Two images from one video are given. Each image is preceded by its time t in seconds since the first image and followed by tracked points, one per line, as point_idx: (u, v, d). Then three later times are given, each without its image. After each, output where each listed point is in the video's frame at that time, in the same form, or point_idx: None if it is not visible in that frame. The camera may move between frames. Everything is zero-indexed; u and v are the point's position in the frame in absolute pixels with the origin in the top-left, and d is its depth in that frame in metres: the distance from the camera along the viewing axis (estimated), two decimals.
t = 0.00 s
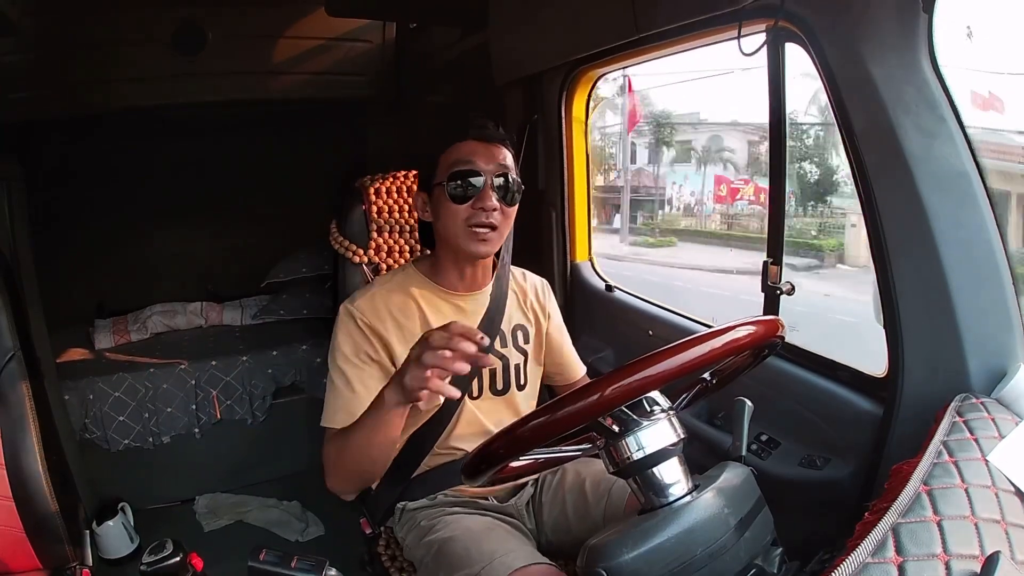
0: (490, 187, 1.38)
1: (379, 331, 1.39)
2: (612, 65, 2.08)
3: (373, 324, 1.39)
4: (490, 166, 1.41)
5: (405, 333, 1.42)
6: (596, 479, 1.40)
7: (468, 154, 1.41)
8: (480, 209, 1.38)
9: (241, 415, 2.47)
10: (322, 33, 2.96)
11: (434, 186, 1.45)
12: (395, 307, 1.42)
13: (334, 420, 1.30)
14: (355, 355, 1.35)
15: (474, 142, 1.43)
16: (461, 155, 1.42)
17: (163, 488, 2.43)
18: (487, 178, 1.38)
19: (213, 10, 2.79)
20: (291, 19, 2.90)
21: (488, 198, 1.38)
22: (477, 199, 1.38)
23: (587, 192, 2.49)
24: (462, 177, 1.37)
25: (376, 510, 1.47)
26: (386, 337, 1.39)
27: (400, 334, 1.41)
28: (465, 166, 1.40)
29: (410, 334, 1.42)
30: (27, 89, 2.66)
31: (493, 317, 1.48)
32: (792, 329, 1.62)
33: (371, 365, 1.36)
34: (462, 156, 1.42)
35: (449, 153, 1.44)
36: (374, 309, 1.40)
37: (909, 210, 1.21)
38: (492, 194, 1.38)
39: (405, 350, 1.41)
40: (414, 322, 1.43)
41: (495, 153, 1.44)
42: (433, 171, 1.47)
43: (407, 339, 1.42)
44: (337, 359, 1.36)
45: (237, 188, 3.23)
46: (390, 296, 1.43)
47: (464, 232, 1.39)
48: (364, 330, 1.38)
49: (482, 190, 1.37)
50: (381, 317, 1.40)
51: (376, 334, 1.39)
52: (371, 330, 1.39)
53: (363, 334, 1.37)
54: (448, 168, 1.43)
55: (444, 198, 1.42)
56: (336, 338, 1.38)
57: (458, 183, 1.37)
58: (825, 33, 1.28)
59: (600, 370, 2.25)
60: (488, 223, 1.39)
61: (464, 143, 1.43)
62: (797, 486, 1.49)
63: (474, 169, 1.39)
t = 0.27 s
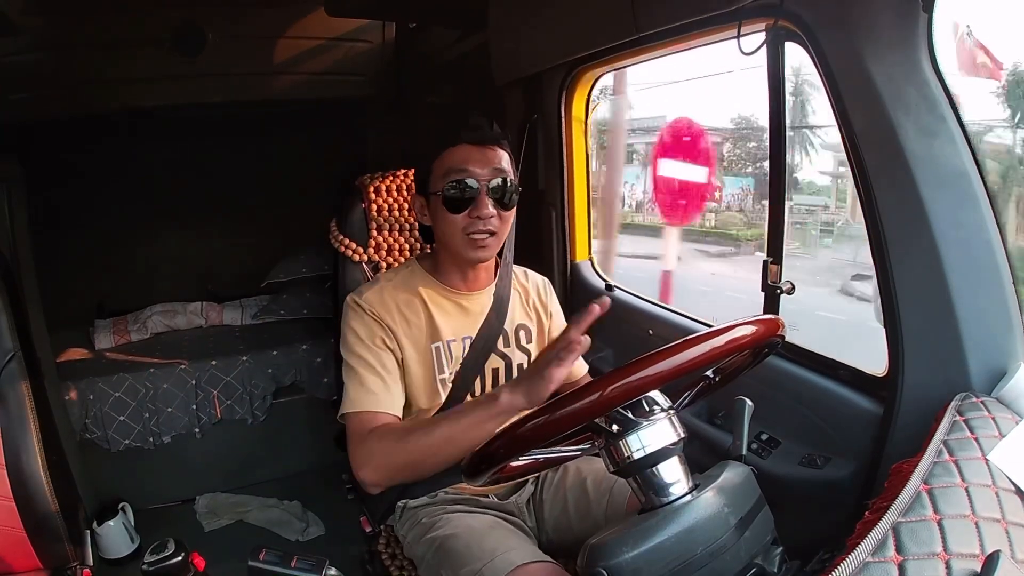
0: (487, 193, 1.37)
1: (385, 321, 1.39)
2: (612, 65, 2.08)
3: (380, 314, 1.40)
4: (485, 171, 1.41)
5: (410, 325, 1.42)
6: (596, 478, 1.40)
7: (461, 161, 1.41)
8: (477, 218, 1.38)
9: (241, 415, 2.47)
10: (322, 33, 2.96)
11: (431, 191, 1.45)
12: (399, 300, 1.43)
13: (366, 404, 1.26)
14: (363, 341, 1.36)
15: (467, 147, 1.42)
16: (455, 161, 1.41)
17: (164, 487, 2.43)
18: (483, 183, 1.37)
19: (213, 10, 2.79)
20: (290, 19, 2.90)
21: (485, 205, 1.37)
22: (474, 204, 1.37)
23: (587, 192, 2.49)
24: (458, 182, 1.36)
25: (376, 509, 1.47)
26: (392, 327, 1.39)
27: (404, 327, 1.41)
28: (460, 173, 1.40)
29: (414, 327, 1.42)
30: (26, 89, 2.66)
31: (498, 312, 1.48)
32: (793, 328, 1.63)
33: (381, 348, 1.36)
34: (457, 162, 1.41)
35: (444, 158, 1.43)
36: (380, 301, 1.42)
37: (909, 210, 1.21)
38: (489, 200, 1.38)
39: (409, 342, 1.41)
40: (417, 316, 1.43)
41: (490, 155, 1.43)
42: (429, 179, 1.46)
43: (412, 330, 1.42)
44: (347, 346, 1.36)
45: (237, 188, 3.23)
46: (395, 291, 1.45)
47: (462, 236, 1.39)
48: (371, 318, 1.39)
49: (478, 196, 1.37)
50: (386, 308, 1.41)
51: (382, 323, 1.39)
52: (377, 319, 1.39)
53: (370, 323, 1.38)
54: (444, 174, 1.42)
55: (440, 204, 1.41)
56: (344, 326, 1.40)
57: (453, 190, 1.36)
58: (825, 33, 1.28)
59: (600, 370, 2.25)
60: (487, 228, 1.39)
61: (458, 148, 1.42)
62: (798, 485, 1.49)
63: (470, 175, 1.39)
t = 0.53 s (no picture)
0: (488, 185, 1.37)
1: (385, 310, 1.40)
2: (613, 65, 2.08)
3: (380, 304, 1.40)
4: (488, 163, 1.40)
5: (409, 317, 1.42)
6: (595, 477, 1.41)
7: (464, 154, 1.40)
8: (479, 209, 1.38)
9: (240, 413, 2.47)
10: (322, 32, 2.97)
11: (433, 185, 1.45)
12: (400, 292, 1.44)
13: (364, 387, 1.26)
14: (363, 328, 1.36)
15: (470, 141, 1.41)
16: (457, 155, 1.41)
17: (163, 486, 2.43)
18: (485, 176, 1.37)
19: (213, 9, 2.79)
20: (291, 18, 2.90)
21: (487, 197, 1.37)
22: (475, 197, 1.37)
23: (587, 191, 2.48)
24: (460, 176, 1.36)
25: (376, 508, 1.44)
26: (392, 317, 1.40)
27: (404, 319, 1.41)
28: (463, 164, 1.39)
29: (414, 319, 1.42)
30: (26, 88, 2.66)
31: (497, 313, 1.48)
32: (792, 329, 1.63)
33: (382, 336, 1.36)
34: (459, 155, 1.41)
35: (446, 153, 1.42)
36: (381, 291, 1.42)
37: (909, 210, 1.21)
38: (491, 193, 1.38)
39: (409, 333, 1.41)
40: (417, 309, 1.43)
41: (492, 150, 1.42)
42: (432, 172, 1.46)
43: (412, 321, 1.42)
44: (346, 333, 1.37)
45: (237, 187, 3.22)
46: (396, 284, 1.45)
47: (463, 230, 1.39)
48: (372, 307, 1.39)
49: (479, 189, 1.37)
50: (387, 299, 1.42)
51: (382, 313, 1.39)
52: (377, 308, 1.40)
53: (370, 311, 1.39)
54: (446, 167, 1.42)
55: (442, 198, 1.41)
56: (344, 315, 1.41)
57: (454, 183, 1.36)
58: (825, 33, 1.28)
59: (600, 370, 2.25)
60: (488, 221, 1.39)
61: (461, 142, 1.42)
62: (797, 486, 1.49)
63: (472, 167, 1.38)
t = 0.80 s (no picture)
0: (489, 193, 1.37)
1: (385, 311, 1.40)
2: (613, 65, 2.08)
3: (380, 305, 1.41)
4: (488, 171, 1.39)
5: (409, 318, 1.42)
6: (596, 478, 1.41)
7: (465, 160, 1.40)
8: (479, 216, 1.38)
9: (241, 414, 2.47)
10: (322, 33, 2.97)
11: (433, 190, 1.45)
12: (400, 292, 1.44)
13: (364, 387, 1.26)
14: (363, 328, 1.36)
15: (470, 146, 1.41)
16: (457, 160, 1.41)
17: (163, 487, 2.43)
18: (485, 183, 1.37)
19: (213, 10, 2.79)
20: (291, 18, 2.90)
21: (487, 205, 1.37)
22: (475, 205, 1.37)
23: (587, 192, 2.48)
24: (461, 182, 1.36)
25: (376, 509, 1.44)
26: (391, 317, 1.40)
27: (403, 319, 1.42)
28: (463, 172, 1.39)
29: (414, 320, 1.42)
30: (27, 89, 2.66)
31: (497, 315, 1.48)
32: (792, 329, 1.62)
33: (381, 336, 1.36)
34: (460, 161, 1.40)
35: (447, 157, 1.42)
36: (381, 292, 1.43)
37: (908, 209, 1.21)
38: (491, 200, 1.38)
39: (409, 333, 1.41)
40: (416, 310, 1.44)
41: (493, 156, 1.42)
42: (432, 176, 1.46)
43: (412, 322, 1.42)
44: (346, 332, 1.37)
45: (237, 186, 3.23)
46: (396, 286, 1.46)
47: (462, 235, 1.39)
48: (372, 307, 1.40)
49: (479, 197, 1.36)
50: (387, 300, 1.42)
51: (381, 313, 1.40)
52: (377, 309, 1.40)
53: (370, 311, 1.39)
54: (446, 173, 1.42)
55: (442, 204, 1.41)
56: (344, 314, 1.41)
57: (454, 189, 1.36)
58: (825, 33, 1.28)
59: (600, 370, 2.25)
60: (488, 228, 1.39)
61: (462, 147, 1.41)
62: (797, 486, 1.49)
63: (473, 174, 1.38)
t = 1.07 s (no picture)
0: (477, 187, 1.36)
1: (385, 306, 1.41)
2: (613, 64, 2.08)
3: (379, 299, 1.42)
4: (477, 165, 1.39)
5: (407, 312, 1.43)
6: (596, 477, 1.41)
7: (454, 155, 1.40)
8: (468, 211, 1.37)
9: (241, 414, 2.47)
10: (322, 33, 2.96)
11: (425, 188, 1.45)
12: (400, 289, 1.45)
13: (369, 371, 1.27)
14: (362, 320, 1.37)
15: (461, 142, 1.41)
16: (448, 157, 1.41)
17: (164, 487, 2.43)
18: (473, 178, 1.36)
19: (212, 10, 2.78)
20: (291, 18, 2.89)
21: (476, 199, 1.37)
22: (464, 200, 1.37)
23: (587, 191, 2.48)
24: (450, 178, 1.36)
25: (376, 508, 1.44)
26: (390, 311, 1.41)
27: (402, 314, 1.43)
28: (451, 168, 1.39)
29: (412, 314, 1.43)
30: (26, 89, 2.66)
31: (498, 314, 1.48)
32: (793, 327, 1.63)
33: (382, 327, 1.38)
34: (450, 157, 1.41)
35: (439, 154, 1.43)
36: (381, 287, 1.44)
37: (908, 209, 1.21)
38: (480, 195, 1.37)
39: (408, 329, 1.42)
40: (415, 306, 1.44)
41: (484, 152, 1.42)
42: (427, 175, 1.47)
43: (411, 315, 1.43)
44: (346, 323, 1.38)
45: (237, 187, 3.23)
46: (395, 282, 1.47)
47: (454, 231, 1.39)
48: (371, 300, 1.41)
49: (467, 191, 1.36)
50: (386, 295, 1.43)
51: (381, 306, 1.41)
52: (377, 302, 1.42)
53: (370, 305, 1.40)
54: (437, 169, 1.42)
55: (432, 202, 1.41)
56: (344, 307, 1.42)
57: (444, 184, 1.36)
58: (825, 33, 1.28)
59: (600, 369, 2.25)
60: (478, 223, 1.39)
61: (451, 143, 1.42)
62: (797, 485, 1.49)
63: (461, 169, 1.37)
